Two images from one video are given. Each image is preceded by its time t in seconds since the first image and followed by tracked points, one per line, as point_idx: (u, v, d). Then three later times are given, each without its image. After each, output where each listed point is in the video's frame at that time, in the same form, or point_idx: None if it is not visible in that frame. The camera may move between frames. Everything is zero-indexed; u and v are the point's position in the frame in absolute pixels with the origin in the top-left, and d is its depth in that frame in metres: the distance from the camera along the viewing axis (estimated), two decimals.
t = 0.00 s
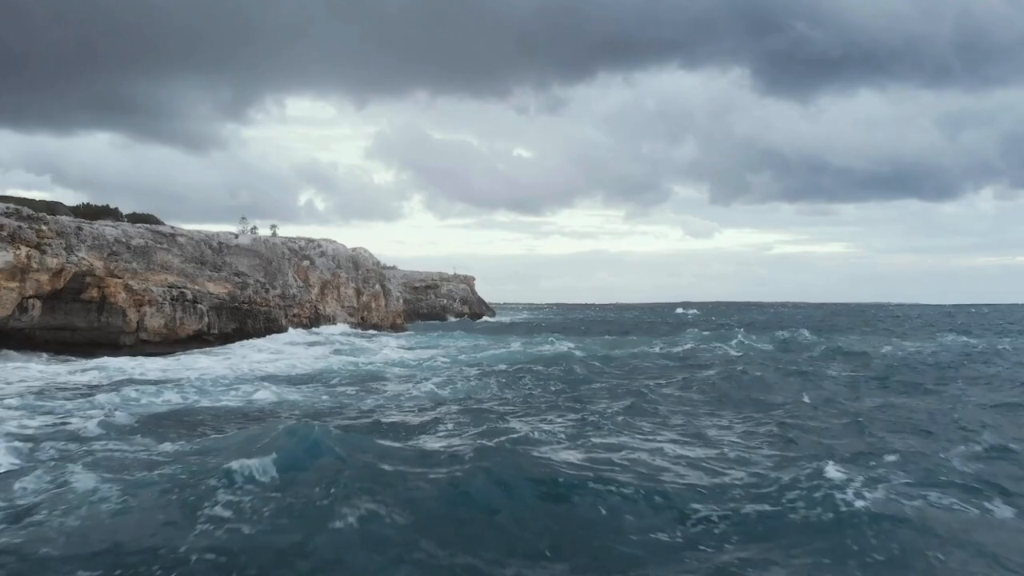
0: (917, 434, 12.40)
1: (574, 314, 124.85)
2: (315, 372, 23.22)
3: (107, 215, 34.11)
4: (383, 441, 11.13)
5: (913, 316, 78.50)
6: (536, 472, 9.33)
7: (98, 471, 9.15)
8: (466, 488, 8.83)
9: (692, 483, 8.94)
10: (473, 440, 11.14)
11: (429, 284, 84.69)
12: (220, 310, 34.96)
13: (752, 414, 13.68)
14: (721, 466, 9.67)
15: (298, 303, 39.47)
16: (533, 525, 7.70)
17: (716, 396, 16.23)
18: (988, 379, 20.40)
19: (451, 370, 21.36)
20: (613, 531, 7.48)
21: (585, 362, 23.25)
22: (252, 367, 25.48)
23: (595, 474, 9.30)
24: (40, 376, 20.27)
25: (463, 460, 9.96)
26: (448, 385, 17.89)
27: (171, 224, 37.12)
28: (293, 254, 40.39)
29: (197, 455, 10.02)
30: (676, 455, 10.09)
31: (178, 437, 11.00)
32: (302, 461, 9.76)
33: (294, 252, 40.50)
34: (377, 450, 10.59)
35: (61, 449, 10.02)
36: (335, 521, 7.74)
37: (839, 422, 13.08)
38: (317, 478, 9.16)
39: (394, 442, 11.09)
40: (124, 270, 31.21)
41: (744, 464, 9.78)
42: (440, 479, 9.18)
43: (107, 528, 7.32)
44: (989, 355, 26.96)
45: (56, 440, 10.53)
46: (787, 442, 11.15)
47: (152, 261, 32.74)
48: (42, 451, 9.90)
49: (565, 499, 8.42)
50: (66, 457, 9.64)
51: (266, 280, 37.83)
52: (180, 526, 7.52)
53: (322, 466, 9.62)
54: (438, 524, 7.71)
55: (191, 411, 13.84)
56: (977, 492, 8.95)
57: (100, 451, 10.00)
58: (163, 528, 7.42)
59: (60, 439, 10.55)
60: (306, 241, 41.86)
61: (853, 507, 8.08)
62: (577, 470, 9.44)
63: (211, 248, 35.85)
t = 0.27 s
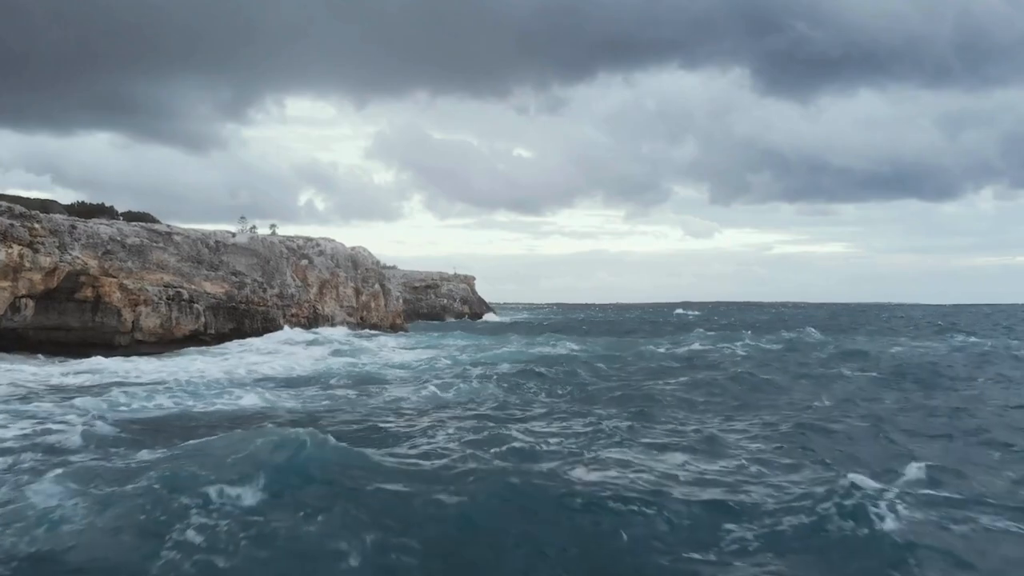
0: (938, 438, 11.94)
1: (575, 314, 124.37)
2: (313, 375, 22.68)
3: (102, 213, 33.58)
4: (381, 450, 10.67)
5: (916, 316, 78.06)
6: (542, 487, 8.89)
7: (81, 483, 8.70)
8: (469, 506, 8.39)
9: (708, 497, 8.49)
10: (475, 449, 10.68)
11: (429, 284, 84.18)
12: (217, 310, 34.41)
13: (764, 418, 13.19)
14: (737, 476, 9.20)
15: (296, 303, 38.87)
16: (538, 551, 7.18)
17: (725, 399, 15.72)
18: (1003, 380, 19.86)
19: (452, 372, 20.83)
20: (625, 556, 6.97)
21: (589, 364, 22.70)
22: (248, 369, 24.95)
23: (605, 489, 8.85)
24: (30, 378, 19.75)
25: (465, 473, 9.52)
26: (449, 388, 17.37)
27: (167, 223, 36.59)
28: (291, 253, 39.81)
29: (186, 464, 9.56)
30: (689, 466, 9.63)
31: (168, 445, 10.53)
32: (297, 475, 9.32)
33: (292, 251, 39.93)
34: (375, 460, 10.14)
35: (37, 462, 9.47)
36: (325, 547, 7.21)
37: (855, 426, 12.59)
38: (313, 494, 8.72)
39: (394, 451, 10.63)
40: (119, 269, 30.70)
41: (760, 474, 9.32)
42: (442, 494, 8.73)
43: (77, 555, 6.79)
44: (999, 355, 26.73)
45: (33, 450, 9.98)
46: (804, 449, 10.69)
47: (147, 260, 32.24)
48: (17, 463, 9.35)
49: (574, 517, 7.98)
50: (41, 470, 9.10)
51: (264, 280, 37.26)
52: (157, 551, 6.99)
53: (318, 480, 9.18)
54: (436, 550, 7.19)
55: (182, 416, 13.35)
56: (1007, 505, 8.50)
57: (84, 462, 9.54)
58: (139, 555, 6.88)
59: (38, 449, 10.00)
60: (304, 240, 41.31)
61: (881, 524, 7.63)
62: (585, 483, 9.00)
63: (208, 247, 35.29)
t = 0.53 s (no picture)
0: (961, 443, 11.44)
1: (576, 315, 123.88)
2: (310, 377, 22.15)
3: (97, 212, 33.05)
4: (380, 458, 10.19)
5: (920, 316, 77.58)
6: (548, 503, 8.40)
7: (62, 500, 8.22)
8: (473, 522, 7.92)
9: (725, 513, 8.01)
10: (478, 458, 10.20)
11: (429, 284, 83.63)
12: (214, 310, 33.86)
13: (778, 422, 12.70)
14: (755, 488, 8.73)
15: (294, 302, 38.28)
16: None
17: (736, 403, 15.22)
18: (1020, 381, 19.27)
19: (453, 374, 20.30)
20: None
21: (593, 366, 22.17)
22: (244, 371, 24.43)
23: (616, 504, 8.38)
24: (21, 380, 19.27)
25: (468, 486, 9.04)
26: (450, 391, 16.85)
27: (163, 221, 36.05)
28: (289, 252, 39.24)
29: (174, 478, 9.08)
30: (704, 477, 9.14)
31: (156, 456, 10.04)
32: (288, 490, 8.83)
33: (290, 249, 39.38)
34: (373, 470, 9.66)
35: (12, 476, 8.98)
36: None
37: (874, 430, 12.10)
38: (307, 510, 8.24)
39: (392, 459, 10.16)
40: (113, 268, 30.19)
41: (779, 487, 8.84)
42: (444, 509, 8.27)
43: None
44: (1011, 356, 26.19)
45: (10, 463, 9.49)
46: (822, 455, 10.21)
47: (142, 259, 31.74)
48: None
49: (585, 536, 7.51)
50: (15, 486, 8.59)
51: (261, 279, 36.69)
52: None
53: (314, 495, 8.71)
54: None
55: (173, 423, 12.85)
56: None
57: (64, 476, 9.05)
58: None
59: (14, 462, 9.50)
60: (303, 239, 40.77)
61: (912, 543, 7.16)
62: (595, 498, 8.53)
63: (205, 246, 34.74)
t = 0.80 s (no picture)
0: (990, 449, 10.92)
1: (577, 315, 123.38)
2: (309, 379, 21.60)
3: (92, 210, 32.51)
4: (381, 468, 9.69)
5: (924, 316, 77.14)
6: (555, 521, 7.87)
7: (37, 523, 7.72)
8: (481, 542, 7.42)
9: (750, 532, 7.50)
10: (483, 468, 9.71)
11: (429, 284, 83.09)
12: (211, 310, 33.33)
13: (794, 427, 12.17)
14: (780, 503, 8.22)
15: (293, 302, 37.70)
16: None
17: (749, 406, 14.69)
18: None
19: (455, 377, 19.75)
20: None
21: (598, 367, 21.62)
22: (241, 373, 23.89)
23: (630, 521, 7.87)
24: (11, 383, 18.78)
25: (470, 502, 8.53)
26: (453, 395, 16.32)
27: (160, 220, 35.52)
28: (288, 251, 38.66)
29: (164, 496, 8.58)
30: (724, 491, 8.63)
31: (144, 468, 9.53)
32: (279, 507, 8.31)
33: (289, 248, 38.82)
34: (374, 482, 9.17)
35: None
36: None
37: (897, 434, 11.57)
38: (304, 529, 7.74)
39: (394, 469, 9.66)
40: (108, 267, 29.67)
41: (801, 501, 8.34)
42: (450, 527, 7.76)
43: None
44: None
45: None
46: (846, 464, 9.69)
47: (138, 258, 31.21)
48: None
49: (598, 558, 7.01)
50: None
51: (259, 278, 36.14)
52: None
53: (308, 511, 8.20)
54: None
55: (165, 430, 12.34)
56: None
57: (41, 495, 8.55)
58: None
59: None
60: (301, 237, 40.19)
61: (955, 567, 6.65)
62: (605, 516, 8.01)
63: (201, 245, 34.19)
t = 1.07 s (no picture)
0: None
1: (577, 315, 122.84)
2: (307, 382, 20.99)
3: (86, 208, 31.93)
4: (381, 479, 9.10)
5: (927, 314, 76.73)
6: (568, 535, 7.29)
7: (8, 540, 7.14)
8: (491, 559, 6.85)
9: (782, 548, 6.94)
10: (491, 478, 9.15)
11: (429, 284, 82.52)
12: (207, 310, 32.76)
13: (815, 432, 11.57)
14: (812, 517, 7.64)
15: (291, 302, 37.08)
16: None
17: (765, 411, 14.10)
18: None
19: (457, 379, 19.13)
20: None
21: (604, 370, 20.99)
22: (238, 375, 23.32)
23: (649, 536, 7.28)
24: None
25: (475, 514, 7.95)
26: (455, 399, 15.71)
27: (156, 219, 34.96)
28: (286, 250, 38.05)
29: (149, 510, 7.98)
30: (751, 504, 8.05)
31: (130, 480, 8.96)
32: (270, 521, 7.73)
33: (287, 247, 38.18)
34: (375, 493, 8.63)
35: None
36: None
37: (926, 440, 10.97)
38: (303, 544, 7.16)
39: (396, 480, 9.11)
40: (102, 266, 29.12)
41: (832, 514, 7.75)
42: (456, 542, 7.21)
43: None
44: None
45: None
46: (876, 474, 9.10)
47: (133, 257, 30.66)
48: None
49: None
50: None
51: (257, 277, 35.53)
52: None
53: (301, 526, 7.62)
54: None
55: (154, 437, 11.75)
56: None
57: (15, 510, 7.97)
58: None
59: None
60: (300, 236, 39.55)
61: None
62: (622, 530, 7.43)
63: (198, 243, 33.59)
